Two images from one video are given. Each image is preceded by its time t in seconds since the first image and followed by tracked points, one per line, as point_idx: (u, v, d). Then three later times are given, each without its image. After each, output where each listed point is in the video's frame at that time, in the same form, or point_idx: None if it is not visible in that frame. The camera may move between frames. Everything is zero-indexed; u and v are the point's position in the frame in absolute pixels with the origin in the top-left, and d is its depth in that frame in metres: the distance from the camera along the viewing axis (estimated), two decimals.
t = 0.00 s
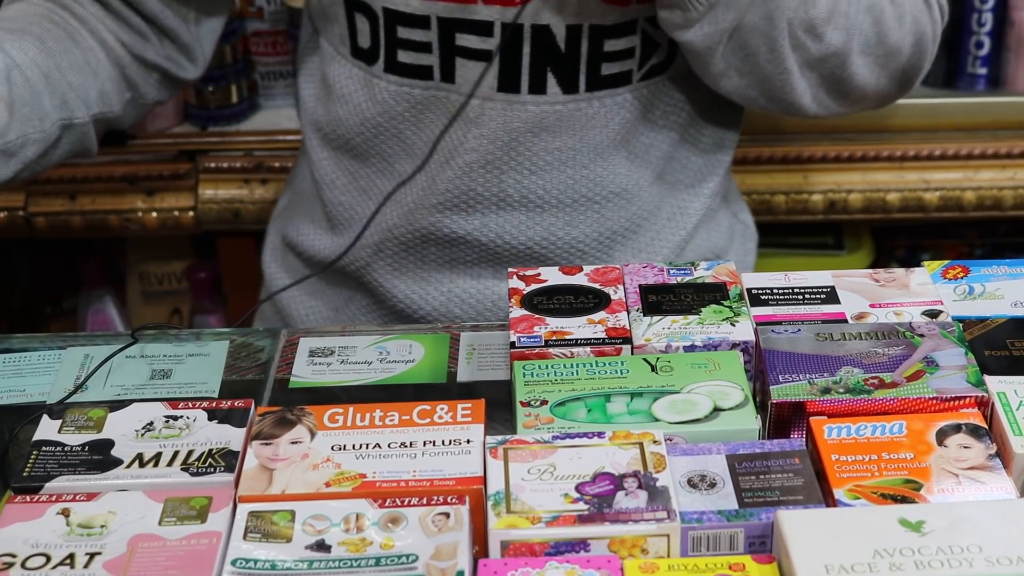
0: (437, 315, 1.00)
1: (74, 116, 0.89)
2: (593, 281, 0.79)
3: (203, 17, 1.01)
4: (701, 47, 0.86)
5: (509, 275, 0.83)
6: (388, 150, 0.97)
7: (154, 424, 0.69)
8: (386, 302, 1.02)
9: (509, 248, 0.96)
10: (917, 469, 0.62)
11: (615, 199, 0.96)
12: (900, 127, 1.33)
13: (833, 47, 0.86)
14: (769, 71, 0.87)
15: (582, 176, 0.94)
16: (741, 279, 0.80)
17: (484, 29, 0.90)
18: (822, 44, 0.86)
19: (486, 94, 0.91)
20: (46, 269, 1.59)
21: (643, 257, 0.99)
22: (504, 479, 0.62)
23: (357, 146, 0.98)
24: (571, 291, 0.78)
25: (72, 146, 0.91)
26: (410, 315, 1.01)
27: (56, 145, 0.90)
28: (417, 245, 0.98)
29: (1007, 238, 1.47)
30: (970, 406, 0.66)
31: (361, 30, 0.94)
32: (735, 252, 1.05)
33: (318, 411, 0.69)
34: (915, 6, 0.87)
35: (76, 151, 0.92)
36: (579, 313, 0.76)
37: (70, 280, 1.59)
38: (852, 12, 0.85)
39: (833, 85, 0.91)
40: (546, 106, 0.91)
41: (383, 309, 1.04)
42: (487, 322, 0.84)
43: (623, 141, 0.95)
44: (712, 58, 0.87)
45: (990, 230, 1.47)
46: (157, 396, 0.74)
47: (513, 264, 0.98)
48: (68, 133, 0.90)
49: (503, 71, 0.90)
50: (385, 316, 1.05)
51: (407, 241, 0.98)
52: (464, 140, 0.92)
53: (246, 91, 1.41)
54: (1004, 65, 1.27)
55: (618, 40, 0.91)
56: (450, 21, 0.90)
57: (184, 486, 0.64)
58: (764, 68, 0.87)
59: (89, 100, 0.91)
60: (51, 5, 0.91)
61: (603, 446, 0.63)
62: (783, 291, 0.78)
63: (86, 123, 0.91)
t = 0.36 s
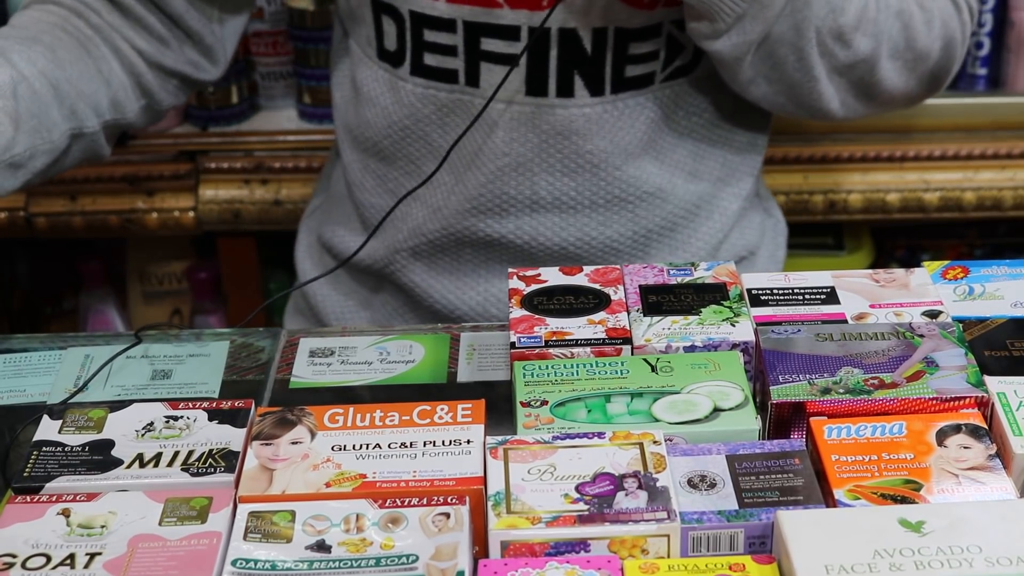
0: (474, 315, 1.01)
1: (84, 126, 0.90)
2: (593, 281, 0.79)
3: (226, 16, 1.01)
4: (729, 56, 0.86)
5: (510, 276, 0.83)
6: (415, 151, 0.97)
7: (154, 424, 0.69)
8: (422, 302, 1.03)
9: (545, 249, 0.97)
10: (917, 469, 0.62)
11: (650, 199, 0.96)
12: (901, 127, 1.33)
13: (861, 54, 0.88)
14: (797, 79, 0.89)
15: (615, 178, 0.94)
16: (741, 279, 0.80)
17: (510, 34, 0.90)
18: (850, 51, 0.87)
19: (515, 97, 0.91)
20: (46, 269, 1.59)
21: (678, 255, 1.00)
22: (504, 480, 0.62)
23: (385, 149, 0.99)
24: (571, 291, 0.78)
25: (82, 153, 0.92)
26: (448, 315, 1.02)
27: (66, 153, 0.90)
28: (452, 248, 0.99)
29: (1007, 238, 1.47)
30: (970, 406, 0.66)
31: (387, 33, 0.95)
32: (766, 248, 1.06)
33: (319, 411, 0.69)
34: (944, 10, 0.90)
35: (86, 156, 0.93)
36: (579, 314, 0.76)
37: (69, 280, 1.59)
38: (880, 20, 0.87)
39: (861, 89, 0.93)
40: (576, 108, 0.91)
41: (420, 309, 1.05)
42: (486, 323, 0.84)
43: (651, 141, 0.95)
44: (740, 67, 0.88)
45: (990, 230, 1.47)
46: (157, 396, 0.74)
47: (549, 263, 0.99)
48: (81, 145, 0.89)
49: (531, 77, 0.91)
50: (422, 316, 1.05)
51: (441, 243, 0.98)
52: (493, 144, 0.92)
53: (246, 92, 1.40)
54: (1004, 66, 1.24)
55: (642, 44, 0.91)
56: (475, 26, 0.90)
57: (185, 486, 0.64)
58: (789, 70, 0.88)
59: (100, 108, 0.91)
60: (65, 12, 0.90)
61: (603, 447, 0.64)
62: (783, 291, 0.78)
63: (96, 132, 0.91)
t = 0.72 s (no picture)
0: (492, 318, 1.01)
1: (83, 128, 0.89)
2: (593, 281, 0.79)
3: (226, 23, 1.02)
4: (734, 56, 0.85)
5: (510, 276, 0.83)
6: (424, 157, 0.97)
7: (154, 425, 0.69)
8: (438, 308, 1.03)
9: (560, 252, 0.97)
10: (916, 469, 0.62)
11: (664, 200, 0.96)
12: (902, 127, 1.33)
13: (861, 54, 0.89)
14: (800, 79, 0.89)
15: (629, 180, 0.94)
16: (741, 280, 0.80)
17: (522, 38, 0.90)
18: (851, 51, 0.88)
19: (524, 103, 0.92)
20: (46, 270, 1.59)
21: (692, 252, 1.00)
22: (504, 480, 0.62)
23: (393, 157, 0.98)
24: (571, 292, 0.78)
25: (80, 155, 0.92)
26: (465, 320, 1.02)
27: (64, 155, 0.90)
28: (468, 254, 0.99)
29: (1007, 238, 1.47)
30: (970, 406, 0.66)
31: (395, 40, 0.95)
32: (778, 242, 1.07)
33: (319, 411, 0.69)
34: (939, 10, 0.91)
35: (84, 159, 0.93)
36: (579, 314, 0.76)
37: (69, 281, 1.59)
38: (880, 20, 0.88)
39: (860, 89, 0.94)
40: (588, 112, 0.91)
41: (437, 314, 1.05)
42: (486, 323, 0.84)
43: (661, 142, 0.96)
44: (744, 68, 0.87)
45: (990, 230, 1.47)
46: (158, 397, 0.74)
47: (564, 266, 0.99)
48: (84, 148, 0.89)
49: (543, 82, 0.91)
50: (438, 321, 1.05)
51: (456, 250, 0.98)
52: (506, 150, 0.92)
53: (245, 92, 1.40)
54: (1003, 66, 1.26)
55: (653, 45, 0.92)
56: (487, 31, 0.90)
57: (184, 486, 0.64)
58: (792, 70, 0.88)
59: (98, 111, 0.91)
60: (64, 14, 0.90)
61: (604, 447, 0.64)
62: (783, 291, 0.78)
63: (95, 134, 0.91)
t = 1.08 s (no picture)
0: (471, 312, 1.02)
1: (83, 130, 0.89)
2: (592, 281, 0.79)
3: (229, 14, 1.00)
4: (728, 64, 0.86)
5: (508, 275, 0.83)
6: (416, 152, 0.97)
7: (153, 424, 0.69)
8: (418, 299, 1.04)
9: (540, 249, 0.98)
10: (915, 468, 0.62)
11: (646, 201, 0.97)
12: (902, 126, 1.33)
13: (859, 61, 0.89)
14: (795, 87, 0.90)
15: (612, 181, 0.95)
16: (740, 279, 0.80)
17: (509, 38, 0.90)
18: (849, 59, 0.88)
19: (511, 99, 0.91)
20: (44, 270, 1.59)
21: (673, 253, 1.01)
22: (504, 479, 0.62)
23: (386, 149, 0.99)
24: (570, 291, 0.78)
25: (82, 157, 0.92)
26: (445, 313, 1.04)
27: (66, 157, 0.90)
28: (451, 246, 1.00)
29: (1005, 238, 1.47)
30: (968, 406, 0.66)
31: (389, 34, 0.95)
32: (763, 241, 1.07)
33: (318, 411, 0.69)
34: (942, 16, 0.90)
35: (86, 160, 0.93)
36: (578, 314, 0.76)
37: (68, 280, 1.59)
38: (879, 27, 0.88)
39: (858, 95, 0.94)
40: (573, 114, 0.92)
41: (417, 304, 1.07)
42: (485, 323, 0.84)
43: (648, 144, 0.96)
44: (738, 76, 0.88)
45: (988, 230, 1.47)
46: (158, 397, 0.74)
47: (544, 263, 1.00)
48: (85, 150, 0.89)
49: (529, 81, 0.91)
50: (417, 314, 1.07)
51: (438, 242, 0.99)
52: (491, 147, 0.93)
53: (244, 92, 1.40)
54: (1002, 66, 1.26)
55: (641, 49, 0.92)
56: (475, 29, 0.90)
57: (183, 486, 0.63)
58: (788, 78, 0.89)
59: (99, 112, 0.91)
60: (64, 15, 0.90)
61: (603, 447, 0.63)
62: (782, 291, 0.78)
63: (96, 136, 0.91)
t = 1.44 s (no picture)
0: (420, 318, 1.03)
1: (61, 125, 0.89)
2: (592, 281, 0.79)
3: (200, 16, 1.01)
4: (692, 49, 0.88)
5: (507, 276, 0.83)
6: (376, 148, 0.98)
7: (153, 424, 0.69)
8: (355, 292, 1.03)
9: (492, 250, 0.97)
10: (915, 469, 0.62)
11: (602, 204, 0.97)
12: (900, 129, 1.34)
13: (821, 51, 0.89)
14: (757, 75, 0.90)
15: (570, 179, 0.94)
16: (739, 279, 0.80)
17: (477, 28, 0.90)
18: (810, 48, 0.88)
19: (475, 92, 0.92)
20: (45, 270, 1.59)
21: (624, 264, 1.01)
22: (503, 480, 0.62)
23: (345, 147, 0.99)
24: (570, 291, 0.78)
25: (61, 153, 0.92)
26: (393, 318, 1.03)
27: (44, 153, 0.90)
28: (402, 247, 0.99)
29: (1005, 238, 1.47)
30: (968, 406, 0.66)
31: (353, 29, 0.95)
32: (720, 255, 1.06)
33: (318, 411, 0.69)
34: (904, 9, 0.89)
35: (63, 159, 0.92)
36: (577, 314, 0.76)
37: (68, 280, 1.59)
38: (841, 17, 0.88)
39: (821, 88, 0.93)
40: (534, 106, 0.92)
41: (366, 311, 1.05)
42: (485, 323, 0.84)
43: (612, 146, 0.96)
44: (700, 63, 0.90)
45: (988, 230, 1.47)
46: (158, 397, 0.74)
47: (495, 269, 0.99)
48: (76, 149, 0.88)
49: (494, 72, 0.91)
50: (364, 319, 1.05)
51: (390, 242, 0.99)
52: (450, 140, 0.93)
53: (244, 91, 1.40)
54: (1001, 67, 1.27)
55: (612, 42, 0.92)
56: (443, 19, 0.90)
57: (183, 486, 0.63)
58: (750, 66, 0.89)
59: (76, 108, 0.91)
60: (37, 13, 0.90)
61: (602, 447, 0.64)
62: (782, 291, 0.78)
63: (74, 131, 0.91)
